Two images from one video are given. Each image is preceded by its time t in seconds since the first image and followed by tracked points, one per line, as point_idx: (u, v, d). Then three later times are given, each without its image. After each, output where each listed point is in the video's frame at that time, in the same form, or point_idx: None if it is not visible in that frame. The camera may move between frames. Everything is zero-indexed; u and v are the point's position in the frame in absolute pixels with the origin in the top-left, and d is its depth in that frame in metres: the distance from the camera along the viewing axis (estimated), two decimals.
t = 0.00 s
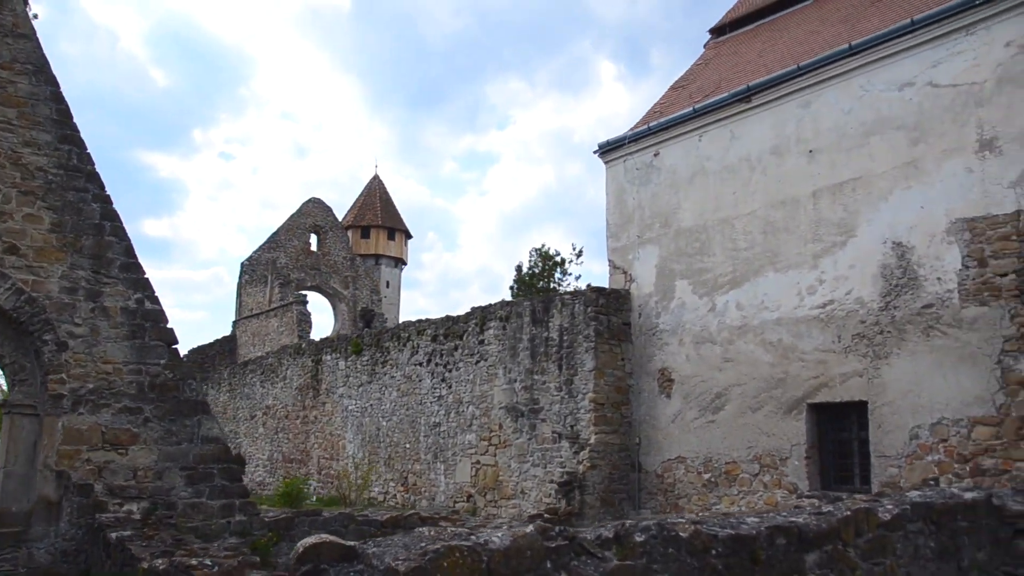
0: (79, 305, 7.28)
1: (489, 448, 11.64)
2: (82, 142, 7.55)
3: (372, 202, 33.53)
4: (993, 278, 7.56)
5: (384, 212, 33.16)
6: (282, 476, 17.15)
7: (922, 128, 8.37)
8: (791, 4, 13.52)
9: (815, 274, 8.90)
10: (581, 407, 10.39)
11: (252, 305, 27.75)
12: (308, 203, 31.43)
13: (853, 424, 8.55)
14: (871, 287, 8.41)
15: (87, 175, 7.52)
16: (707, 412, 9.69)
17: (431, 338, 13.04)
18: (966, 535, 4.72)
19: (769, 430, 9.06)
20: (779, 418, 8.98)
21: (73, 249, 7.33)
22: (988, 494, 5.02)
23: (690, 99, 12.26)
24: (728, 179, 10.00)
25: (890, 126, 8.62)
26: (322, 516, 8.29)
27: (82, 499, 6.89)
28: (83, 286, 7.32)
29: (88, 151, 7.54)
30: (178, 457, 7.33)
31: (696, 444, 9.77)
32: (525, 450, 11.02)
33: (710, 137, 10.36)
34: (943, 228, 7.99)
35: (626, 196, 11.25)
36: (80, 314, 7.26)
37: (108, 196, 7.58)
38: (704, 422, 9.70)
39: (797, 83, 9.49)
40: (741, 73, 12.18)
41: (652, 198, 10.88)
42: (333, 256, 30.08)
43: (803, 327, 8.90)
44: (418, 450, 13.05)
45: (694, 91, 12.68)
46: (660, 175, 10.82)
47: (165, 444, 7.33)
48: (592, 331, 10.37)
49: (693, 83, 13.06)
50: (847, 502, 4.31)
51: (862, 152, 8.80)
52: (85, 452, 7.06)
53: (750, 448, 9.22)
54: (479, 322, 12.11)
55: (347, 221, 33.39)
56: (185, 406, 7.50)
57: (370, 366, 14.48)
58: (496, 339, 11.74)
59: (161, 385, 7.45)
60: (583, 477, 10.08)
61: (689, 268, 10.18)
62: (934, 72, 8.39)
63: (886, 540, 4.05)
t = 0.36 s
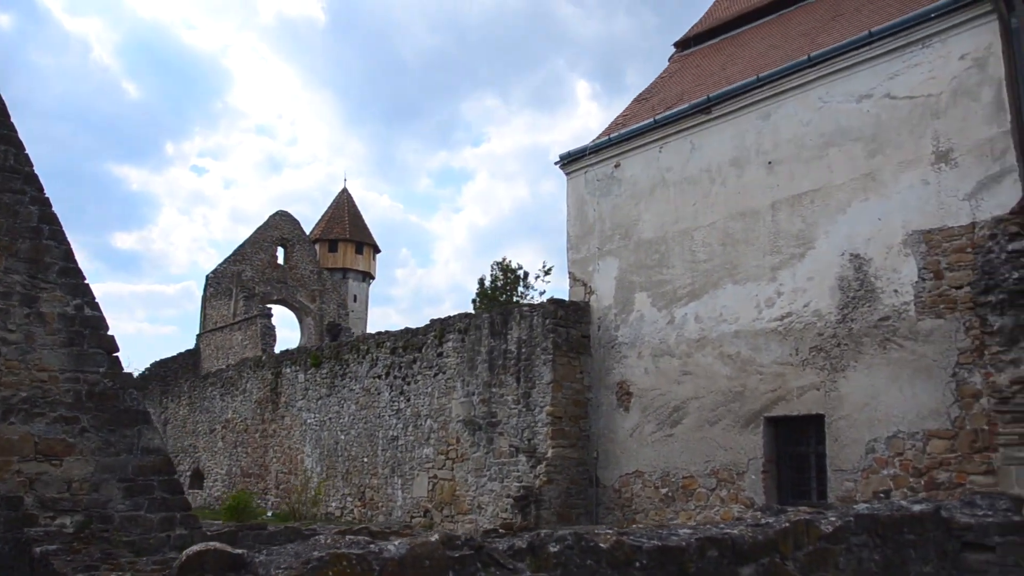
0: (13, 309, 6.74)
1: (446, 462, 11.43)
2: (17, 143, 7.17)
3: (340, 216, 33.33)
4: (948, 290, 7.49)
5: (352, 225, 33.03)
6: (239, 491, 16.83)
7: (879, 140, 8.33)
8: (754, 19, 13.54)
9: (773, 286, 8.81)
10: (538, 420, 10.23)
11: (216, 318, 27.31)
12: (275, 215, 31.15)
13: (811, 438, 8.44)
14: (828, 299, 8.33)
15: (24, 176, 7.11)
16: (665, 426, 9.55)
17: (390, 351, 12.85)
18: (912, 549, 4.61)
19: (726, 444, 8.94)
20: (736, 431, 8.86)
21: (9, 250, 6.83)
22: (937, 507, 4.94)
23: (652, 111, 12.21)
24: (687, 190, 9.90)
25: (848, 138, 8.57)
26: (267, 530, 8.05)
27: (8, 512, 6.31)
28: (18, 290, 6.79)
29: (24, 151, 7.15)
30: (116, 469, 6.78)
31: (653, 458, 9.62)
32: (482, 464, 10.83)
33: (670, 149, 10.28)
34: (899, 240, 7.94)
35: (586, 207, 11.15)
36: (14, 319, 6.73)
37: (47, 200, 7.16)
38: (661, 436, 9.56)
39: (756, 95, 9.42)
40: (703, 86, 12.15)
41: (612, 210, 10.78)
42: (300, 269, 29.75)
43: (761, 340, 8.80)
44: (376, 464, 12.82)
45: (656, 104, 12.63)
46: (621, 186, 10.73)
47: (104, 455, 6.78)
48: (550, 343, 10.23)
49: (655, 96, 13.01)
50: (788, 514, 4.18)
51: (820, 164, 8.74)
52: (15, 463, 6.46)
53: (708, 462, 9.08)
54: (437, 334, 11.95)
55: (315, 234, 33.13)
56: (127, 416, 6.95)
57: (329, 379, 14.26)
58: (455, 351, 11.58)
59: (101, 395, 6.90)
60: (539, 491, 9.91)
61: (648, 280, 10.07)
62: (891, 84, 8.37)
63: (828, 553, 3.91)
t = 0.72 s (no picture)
0: None
1: (391, 469, 11.22)
2: None
3: (297, 221, 33.02)
4: (892, 298, 7.45)
5: (309, 231, 32.74)
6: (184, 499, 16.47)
7: (826, 148, 8.29)
8: (708, 28, 13.53)
9: (720, 293, 8.73)
10: (484, 427, 10.06)
11: (168, 323, 26.81)
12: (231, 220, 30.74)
13: (755, 446, 8.35)
14: (774, 307, 8.26)
15: None
16: (610, 434, 9.43)
17: (337, 356, 12.63)
18: (845, 558, 4.51)
19: (671, 452, 8.84)
20: (681, 440, 8.75)
21: None
22: (872, 516, 4.83)
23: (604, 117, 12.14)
24: (637, 196, 9.81)
25: (796, 145, 8.52)
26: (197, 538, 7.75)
27: None
28: None
29: None
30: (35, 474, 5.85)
31: (599, 467, 9.48)
32: (427, 472, 10.63)
33: (620, 154, 10.19)
34: (844, 248, 7.89)
35: (537, 213, 11.03)
36: None
37: None
38: (607, 444, 9.44)
39: (706, 101, 9.35)
40: (656, 93, 12.10)
41: (561, 216, 10.67)
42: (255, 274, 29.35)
43: (707, 347, 8.71)
44: (321, 472, 12.57)
45: (609, 110, 12.57)
46: (571, 192, 10.62)
47: (22, 459, 5.84)
48: (497, 349, 10.08)
49: (609, 102, 12.96)
50: (716, 522, 4.06)
51: (768, 171, 8.68)
52: None
53: (653, 470, 8.97)
54: (385, 340, 11.76)
55: (271, 239, 32.76)
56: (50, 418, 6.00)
57: (276, 384, 14.00)
58: (402, 357, 11.39)
59: (20, 395, 5.92)
60: (483, 500, 9.72)
61: (596, 287, 9.96)
62: (838, 92, 8.34)
63: (753, 562, 3.79)
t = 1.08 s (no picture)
0: None
1: (309, 471, 10.93)
2: None
3: (228, 219, 32.42)
4: (809, 302, 7.44)
5: (239, 229, 32.17)
6: (98, 502, 15.94)
7: (749, 151, 8.26)
8: (640, 32, 13.52)
9: (641, 294, 8.65)
10: (403, 429, 9.86)
11: (90, 320, 26.06)
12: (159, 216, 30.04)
13: (673, 450, 8.28)
14: (694, 309, 8.21)
15: None
16: (529, 437, 9.30)
17: (257, 355, 12.31)
18: (747, 561, 4.44)
19: (589, 455, 8.73)
20: (600, 442, 8.66)
21: None
22: (777, 518, 4.86)
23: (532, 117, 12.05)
24: (561, 197, 9.71)
25: (719, 147, 8.47)
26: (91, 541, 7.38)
27: None
28: None
29: None
30: None
31: (518, 470, 9.34)
32: (344, 474, 10.37)
33: (545, 154, 10.07)
34: (764, 250, 7.86)
35: (461, 212, 10.86)
36: None
37: None
38: (526, 447, 9.30)
39: (631, 102, 9.28)
40: (584, 95, 12.04)
41: (486, 215, 10.52)
42: (183, 272, 28.71)
43: (627, 349, 8.63)
44: (238, 474, 12.22)
45: (538, 111, 12.48)
46: (496, 191, 10.48)
47: None
48: (417, 350, 9.90)
49: (538, 103, 12.86)
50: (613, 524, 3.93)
51: (691, 173, 8.63)
52: None
53: (571, 473, 8.85)
54: (305, 339, 11.49)
55: (200, 237, 32.10)
56: None
57: (194, 383, 13.62)
58: (322, 356, 11.13)
59: None
60: (400, 503, 9.50)
61: (519, 287, 9.83)
62: (761, 96, 8.32)
63: (647, 564, 3.68)
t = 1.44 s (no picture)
0: None
1: (206, 469, 10.55)
2: None
3: (139, 210, 31.51)
4: (715, 303, 7.40)
5: (151, 221, 31.28)
6: None
7: (660, 150, 8.20)
8: (560, 32, 13.43)
9: (550, 292, 8.53)
10: (304, 426, 9.57)
11: None
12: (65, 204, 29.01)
13: (578, 451, 8.17)
14: (601, 308, 8.11)
15: None
16: (434, 436, 9.10)
17: (156, 348, 11.87)
18: (637, 562, 4.31)
19: (493, 455, 8.58)
20: (504, 442, 8.51)
21: None
22: (671, 518, 4.77)
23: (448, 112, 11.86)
24: (473, 192, 9.54)
25: (632, 146, 8.39)
26: None
27: None
28: None
29: None
30: None
31: (421, 469, 9.14)
32: (243, 472, 10.03)
33: (458, 148, 9.89)
34: (672, 250, 7.80)
35: (372, 205, 10.61)
36: None
37: None
38: (430, 446, 9.10)
39: (546, 98, 9.14)
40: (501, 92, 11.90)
41: (397, 208, 10.30)
42: (90, 263, 27.76)
43: (533, 348, 8.50)
44: (132, 471, 11.76)
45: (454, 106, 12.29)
46: (408, 185, 10.26)
47: None
48: (321, 345, 9.63)
49: (455, 99, 12.68)
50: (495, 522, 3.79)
51: (602, 171, 8.54)
52: None
53: (475, 473, 8.68)
54: (207, 332, 11.10)
55: (110, 228, 31.11)
56: None
57: (90, 377, 13.09)
58: (223, 350, 10.77)
59: None
60: (299, 502, 9.19)
61: (427, 283, 9.64)
62: (674, 96, 8.26)
63: (526, 564, 3.53)
